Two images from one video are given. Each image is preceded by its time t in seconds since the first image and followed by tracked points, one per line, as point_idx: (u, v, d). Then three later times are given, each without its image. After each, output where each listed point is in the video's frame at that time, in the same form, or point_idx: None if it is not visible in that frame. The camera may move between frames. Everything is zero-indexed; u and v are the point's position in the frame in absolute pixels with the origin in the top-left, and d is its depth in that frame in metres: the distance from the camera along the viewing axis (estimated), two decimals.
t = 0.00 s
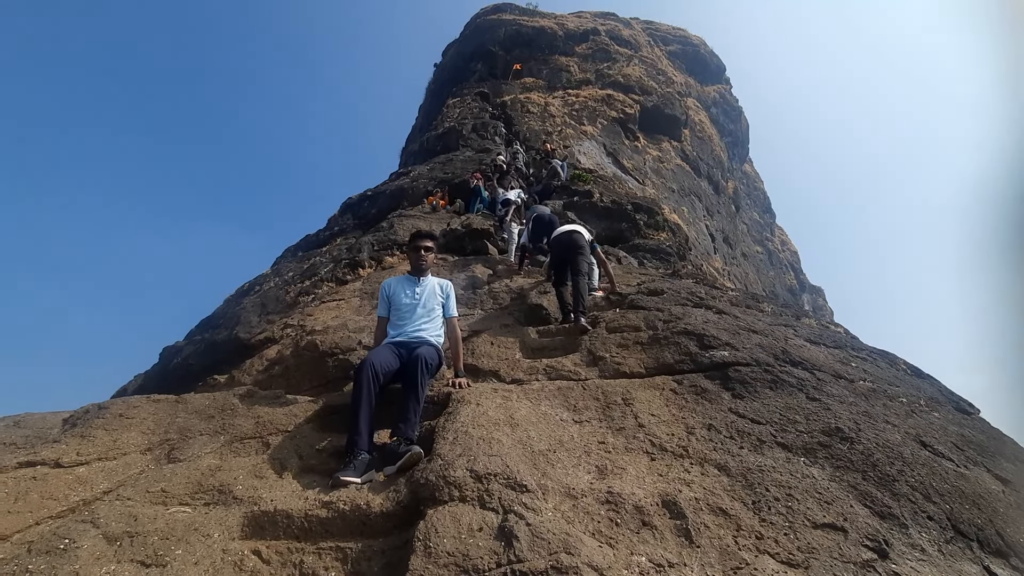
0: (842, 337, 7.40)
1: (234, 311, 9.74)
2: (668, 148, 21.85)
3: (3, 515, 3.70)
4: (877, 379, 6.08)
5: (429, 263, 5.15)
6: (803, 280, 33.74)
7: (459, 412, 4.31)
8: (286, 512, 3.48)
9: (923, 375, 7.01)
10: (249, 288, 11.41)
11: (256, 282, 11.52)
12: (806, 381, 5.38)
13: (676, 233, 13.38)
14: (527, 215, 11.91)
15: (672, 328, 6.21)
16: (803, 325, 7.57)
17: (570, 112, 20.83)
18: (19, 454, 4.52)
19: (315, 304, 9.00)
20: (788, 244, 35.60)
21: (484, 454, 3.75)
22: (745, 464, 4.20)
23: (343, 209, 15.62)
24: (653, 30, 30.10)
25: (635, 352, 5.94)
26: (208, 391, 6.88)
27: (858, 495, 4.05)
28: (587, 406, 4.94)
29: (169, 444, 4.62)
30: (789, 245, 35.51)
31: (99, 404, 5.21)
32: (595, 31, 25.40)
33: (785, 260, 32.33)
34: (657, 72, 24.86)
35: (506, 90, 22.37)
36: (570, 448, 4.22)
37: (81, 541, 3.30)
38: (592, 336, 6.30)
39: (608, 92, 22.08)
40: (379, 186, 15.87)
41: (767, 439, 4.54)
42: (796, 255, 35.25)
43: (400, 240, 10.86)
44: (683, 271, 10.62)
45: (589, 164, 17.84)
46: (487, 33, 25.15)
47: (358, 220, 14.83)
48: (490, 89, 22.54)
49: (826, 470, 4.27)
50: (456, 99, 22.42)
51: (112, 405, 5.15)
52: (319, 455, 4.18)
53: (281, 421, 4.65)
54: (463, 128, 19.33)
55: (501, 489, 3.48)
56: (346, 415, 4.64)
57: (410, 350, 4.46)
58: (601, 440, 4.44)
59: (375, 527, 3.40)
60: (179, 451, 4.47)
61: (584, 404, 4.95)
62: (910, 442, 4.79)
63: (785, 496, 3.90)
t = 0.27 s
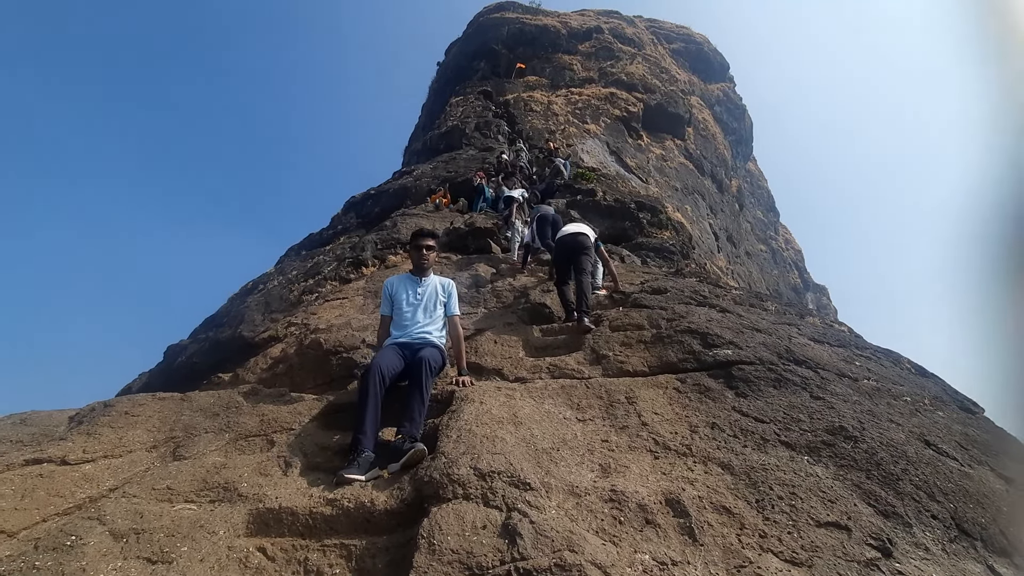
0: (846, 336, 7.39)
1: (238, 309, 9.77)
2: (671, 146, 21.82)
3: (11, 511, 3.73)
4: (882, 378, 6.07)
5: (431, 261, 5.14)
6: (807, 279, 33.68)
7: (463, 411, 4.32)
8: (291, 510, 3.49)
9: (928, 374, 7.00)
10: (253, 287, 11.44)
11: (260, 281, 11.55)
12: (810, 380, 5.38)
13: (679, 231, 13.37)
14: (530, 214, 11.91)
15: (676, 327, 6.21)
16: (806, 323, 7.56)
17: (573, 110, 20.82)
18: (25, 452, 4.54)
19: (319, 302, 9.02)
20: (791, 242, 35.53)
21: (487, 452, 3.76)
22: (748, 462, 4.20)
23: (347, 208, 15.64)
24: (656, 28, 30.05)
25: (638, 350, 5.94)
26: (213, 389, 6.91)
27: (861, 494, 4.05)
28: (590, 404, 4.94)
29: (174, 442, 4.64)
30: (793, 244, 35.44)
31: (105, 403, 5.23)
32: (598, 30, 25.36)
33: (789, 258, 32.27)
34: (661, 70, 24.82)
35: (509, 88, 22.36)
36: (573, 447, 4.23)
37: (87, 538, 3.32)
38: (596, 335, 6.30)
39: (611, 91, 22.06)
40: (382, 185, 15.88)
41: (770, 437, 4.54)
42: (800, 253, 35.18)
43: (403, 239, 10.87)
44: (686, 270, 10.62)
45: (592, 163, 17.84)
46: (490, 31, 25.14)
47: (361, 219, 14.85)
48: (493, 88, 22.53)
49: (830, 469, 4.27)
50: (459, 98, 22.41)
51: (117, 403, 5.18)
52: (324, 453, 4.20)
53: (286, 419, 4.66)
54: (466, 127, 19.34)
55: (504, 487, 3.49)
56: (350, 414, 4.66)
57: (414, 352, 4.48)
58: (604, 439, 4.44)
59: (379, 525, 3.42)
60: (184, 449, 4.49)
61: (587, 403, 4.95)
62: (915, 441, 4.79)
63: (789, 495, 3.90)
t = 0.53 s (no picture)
0: (853, 337, 7.37)
1: (245, 311, 9.81)
2: (677, 147, 21.80)
3: (23, 513, 3.76)
4: (889, 380, 6.05)
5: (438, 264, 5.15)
6: (814, 279, 33.57)
7: (469, 413, 4.33)
8: (299, 512, 3.51)
9: (936, 375, 6.97)
10: (259, 289, 11.48)
11: (266, 282, 11.59)
12: (817, 382, 5.37)
13: (685, 232, 13.35)
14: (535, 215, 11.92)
15: (682, 328, 6.21)
16: (813, 325, 7.54)
17: (577, 111, 20.82)
18: (36, 454, 4.58)
19: (325, 304, 9.05)
20: (797, 243, 35.42)
21: (494, 455, 3.77)
22: (756, 465, 4.20)
23: (352, 209, 15.68)
24: (661, 28, 30.02)
25: (644, 352, 5.94)
26: (220, 391, 6.94)
27: (870, 497, 4.05)
28: (597, 407, 4.94)
29: (183, 444, 4.67)
30: (799, 244, 35.34)
31: (115, 405, 5.26)
32: (603, 30, 25.36)
33: (795, 259, 32.19)
34: (665, 71, 24.79)
35: (514, 89, 22.38)
36: (579, 449, 4.23)
37: (98, 540, 3.34)
38: (602, 337, 6.30)
39: (616, 91, 22.05)
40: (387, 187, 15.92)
41: (778, 440, 4.54)
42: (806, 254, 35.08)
43: (409, 240, 10.90)
44: (692, 271, 10.61)
45: (597, 164, 17.84)
46: (494, 32, 25.17)
47: (367, 221, 14.89)
48: (497, 89, 22.55)
49: (838, 472, 4.27)
50: (463, 99, 22.44)
51: (127, 405, 5.21)
52: (331, 455, 4.23)
53: (294, 422, 4.69)
54: (471, 128, 19.36)
55: (511, 490, 3.50)
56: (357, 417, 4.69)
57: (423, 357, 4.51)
58: (610, 441, 4.45)
59: (387, 527, 3.43)
60: (193, 451, 4.51)
61: (593, 405, 4.96)
62: (923, 444, 4.77)
63: (797, 498, 3.89)
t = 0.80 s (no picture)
0: (860, 336, 7.35)
1: (251, 310, 9.86)
2: (682, 146, 21.77)
3: (34, 511, 3.80)
4: (896, 380, 6.04)
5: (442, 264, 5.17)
6: (820, 278, 33.47)
7: (475, 412, 4.35)
8: (306, 510, 3.54)
9: (944, 375, 6.95)
10: (265, 288, 11.53)
11: (272, 282, 11.64)
12: (824, 381, 5.37)
13: (690, 231, 13.34)
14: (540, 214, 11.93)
15: (687, 328, 6.21)
16: (819, 324, 7.53)
17: (582, 110, 20.81)
18: (46, 453, 4.62)
19: (331, 304, 9.09)
20: (803, 241, 35.32)
21: (499, 454, 3.79)
22: (762, 465, 4.21)
23: (358, 209, 15.72)
24: (665, 27, 29.96)
25: (649, 352, 5.95)
26: (227, 390, 6.98)
27: (877, 497, 4.05)
28: (602, 406, 4.96)
29: (191, 443, 4.71)
30: (805, 243, 35.24)
31: (123, 403, 5.31)
32: (607, 29, 25.33)
33: (801, 258, 32.10)
34: (670, 69, 24.75)
35: (518, 89, 22.38)
36: (585, 449, 4.24)
37: (109, 537, 3.37)
38: (607, 336, 6.31)
39: (621, 90, 22.03)
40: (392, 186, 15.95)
41: (784, 440, 4.54)
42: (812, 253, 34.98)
43: (414, 240, 10.92)
44: (697, 270, 10.60)
45: (601, 163, 17.84)
46: (499, 32, 25.17)
47: (372, 220, 14.92)
48: (502, 88, 22.56)
49: (845, 472, 4.27)
50: (468, 99, 22.46)
51: (135, 404, 5.25)
52: (337, 454, 4.26)
53: (300, 420, 4.71)
54: (475, 128, 19.38)
55: (516, 489, 3.52)
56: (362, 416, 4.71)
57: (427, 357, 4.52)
58: (616, 440, 4.46)
59: (393, 526, 3.45)
60: (201, 450, 4.55)
61: (599, 405, 4.97)
62: (931, 444, 4.76)
63: (803, 498, 3.90)
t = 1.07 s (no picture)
0: (867, 338, 7.32)
1: (257, 310, 9.88)
2: (687, 147, 21.73)
3: (42, 508, 3.81)
4: (905, 381, 6.01)
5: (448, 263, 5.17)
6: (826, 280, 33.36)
7: (481, 412, 4.35)
8: (312, 509, 3.54)
9: (952, 377, 6.91)
10: (271, 288, 11.55)
11: (278, 282, 11.66)
12: (831, 383, 5.35)
13: (696, 232, 13.31)
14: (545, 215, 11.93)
15: (693, 329, 6.20)
16: (826, 325, 7.50)
17: (587, 111, 20.80)
18: (54, 451, 4.63)
19: (336, 304, 9.10)
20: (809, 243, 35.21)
21: (505, 454, 3.78)
22: (769, 466, 4.19)
23: (363, 209, 15.75)
24: (671, 28, 29.93)
25: (655, 353, 5.93)
26: (233, 389, 7.00)
27: (886, 500, 4.03)
28: (608, 407, 4.95)
29: (198, 441, 4.72)
30: (810, 244, 35.14)
31: (130, 402, 5.32)
32: (612, 30, 25.32)
33: (807, 259, 32.01)
34: (676, 70, 24.72)
35: (523, 90, 22.38)
36: (591, 449, 4.24)
37: (117, 534, 3.38)
38: (612, 337, 6.30)
39: (626, 91, 22.01)
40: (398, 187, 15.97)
41: (791, 441, 4.53)
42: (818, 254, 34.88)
43: (419, 240, 10.93)
44: (702, 271, 10.58)
45: (607, 164, 17.82)
46: (504, 33, 25.19)
47: (377, 221, 14.94)
48: (507, 89, 22.57)
49: (853, 474, 4.25)
50: (473, 100, 22.47)
51: (143, 402, 5.27)
52: (343, 453, 4.25)
53: (307, 419, 4.72)
54: (481, 128, 19.38)
55: (523, 489, 3.52)
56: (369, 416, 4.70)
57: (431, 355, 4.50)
58: (622, 441, 4.45)
59: (399, 525, 3.45)
60: (208, 448, 4.56)
61: (605, 405, 4.96)
62: (940, 446, 4.74)
63: (812, 500, 3.88)
